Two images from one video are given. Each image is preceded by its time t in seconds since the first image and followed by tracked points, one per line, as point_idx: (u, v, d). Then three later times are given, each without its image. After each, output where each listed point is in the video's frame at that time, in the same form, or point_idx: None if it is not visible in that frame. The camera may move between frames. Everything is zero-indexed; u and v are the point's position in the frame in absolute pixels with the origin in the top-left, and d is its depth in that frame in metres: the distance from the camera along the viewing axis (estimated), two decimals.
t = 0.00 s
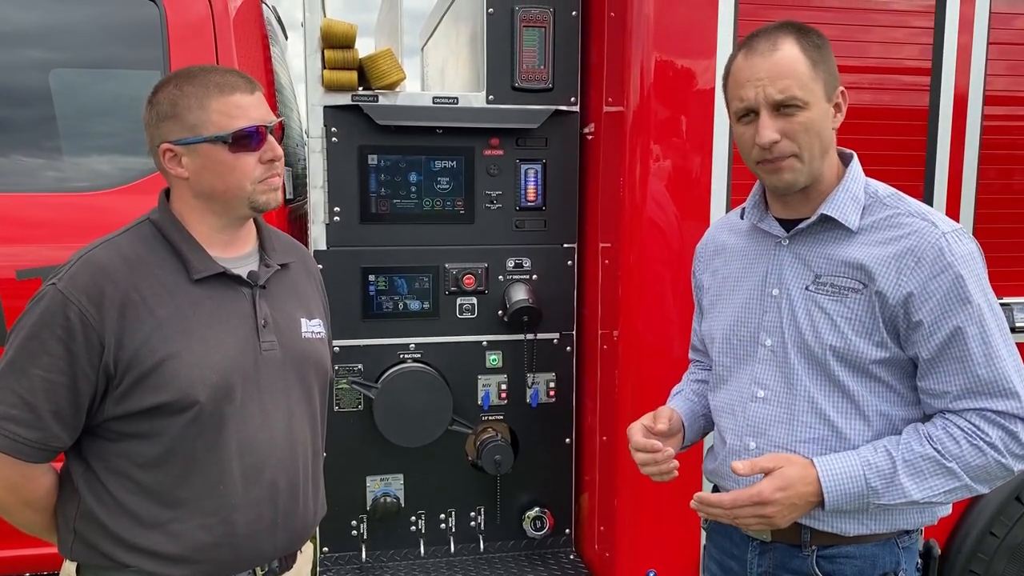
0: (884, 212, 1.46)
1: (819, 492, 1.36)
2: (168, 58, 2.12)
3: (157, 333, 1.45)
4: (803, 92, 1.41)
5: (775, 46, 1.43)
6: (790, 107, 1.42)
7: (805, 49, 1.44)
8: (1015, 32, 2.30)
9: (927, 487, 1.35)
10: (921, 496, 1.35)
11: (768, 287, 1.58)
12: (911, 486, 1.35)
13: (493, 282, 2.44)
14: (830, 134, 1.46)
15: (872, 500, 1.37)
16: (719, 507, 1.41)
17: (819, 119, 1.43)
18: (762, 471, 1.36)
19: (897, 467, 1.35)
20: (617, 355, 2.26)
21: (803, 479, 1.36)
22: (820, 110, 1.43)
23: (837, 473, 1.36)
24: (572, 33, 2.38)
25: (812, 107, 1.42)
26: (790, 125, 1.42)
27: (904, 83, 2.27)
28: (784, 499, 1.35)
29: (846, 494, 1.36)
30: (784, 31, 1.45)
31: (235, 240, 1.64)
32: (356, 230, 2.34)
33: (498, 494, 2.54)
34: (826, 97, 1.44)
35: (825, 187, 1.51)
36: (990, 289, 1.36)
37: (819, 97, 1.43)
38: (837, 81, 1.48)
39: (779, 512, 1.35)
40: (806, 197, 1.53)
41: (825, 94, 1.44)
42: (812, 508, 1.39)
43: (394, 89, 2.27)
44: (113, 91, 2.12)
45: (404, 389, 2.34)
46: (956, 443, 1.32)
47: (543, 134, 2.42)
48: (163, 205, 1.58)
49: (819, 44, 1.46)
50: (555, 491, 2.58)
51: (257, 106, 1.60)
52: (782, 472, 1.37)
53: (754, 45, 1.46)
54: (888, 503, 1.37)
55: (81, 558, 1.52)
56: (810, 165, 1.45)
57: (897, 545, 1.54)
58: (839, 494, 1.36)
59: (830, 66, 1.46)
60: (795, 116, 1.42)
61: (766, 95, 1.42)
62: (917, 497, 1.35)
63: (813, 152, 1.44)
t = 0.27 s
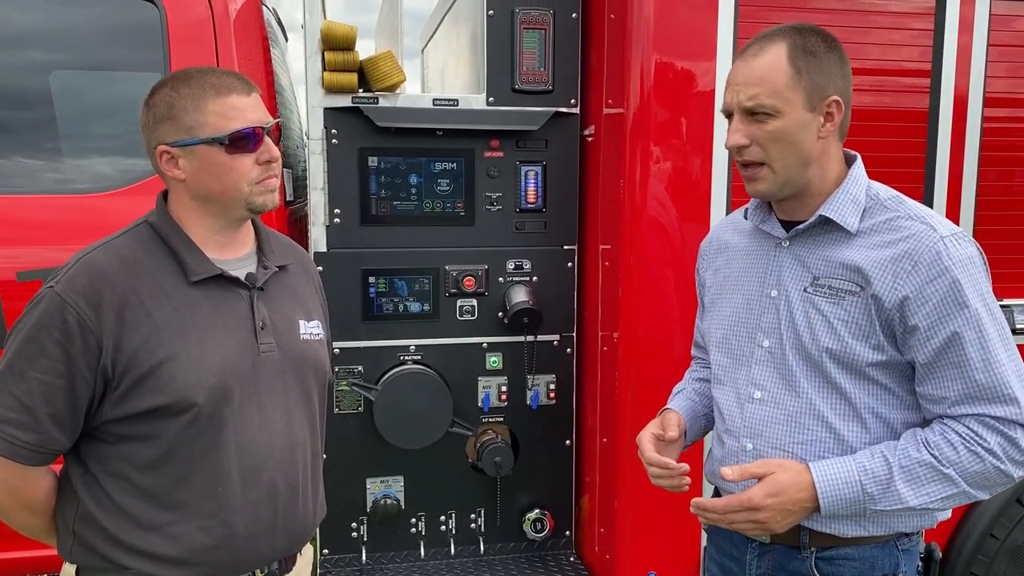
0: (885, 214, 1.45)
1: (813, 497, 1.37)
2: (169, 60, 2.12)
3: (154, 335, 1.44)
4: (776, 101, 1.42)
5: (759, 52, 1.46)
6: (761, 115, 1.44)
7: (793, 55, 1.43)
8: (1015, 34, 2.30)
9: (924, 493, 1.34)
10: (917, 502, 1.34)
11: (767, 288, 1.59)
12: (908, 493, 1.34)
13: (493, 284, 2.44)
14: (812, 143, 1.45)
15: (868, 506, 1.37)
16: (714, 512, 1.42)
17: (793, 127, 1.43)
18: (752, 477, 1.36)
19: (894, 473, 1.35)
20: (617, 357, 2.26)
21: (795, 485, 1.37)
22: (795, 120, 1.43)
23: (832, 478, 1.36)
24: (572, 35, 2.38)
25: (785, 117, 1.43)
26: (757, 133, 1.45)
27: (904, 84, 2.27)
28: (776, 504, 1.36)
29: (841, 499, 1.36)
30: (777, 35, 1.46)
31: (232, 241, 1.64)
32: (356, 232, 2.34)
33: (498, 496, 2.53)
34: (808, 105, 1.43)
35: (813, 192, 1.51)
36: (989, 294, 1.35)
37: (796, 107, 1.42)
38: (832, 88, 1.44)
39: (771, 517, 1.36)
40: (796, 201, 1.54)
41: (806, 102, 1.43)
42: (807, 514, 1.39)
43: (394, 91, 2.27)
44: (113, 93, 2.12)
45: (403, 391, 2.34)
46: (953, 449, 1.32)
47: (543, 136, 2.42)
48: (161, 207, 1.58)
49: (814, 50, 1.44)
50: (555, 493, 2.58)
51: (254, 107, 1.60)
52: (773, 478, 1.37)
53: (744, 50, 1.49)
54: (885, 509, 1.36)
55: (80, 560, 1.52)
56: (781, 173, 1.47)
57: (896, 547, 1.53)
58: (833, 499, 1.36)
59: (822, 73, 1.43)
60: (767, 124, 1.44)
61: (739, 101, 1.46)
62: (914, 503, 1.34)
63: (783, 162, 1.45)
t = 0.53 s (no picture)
0: (889, 219, 1.44)
1: (799, 501, 1.36)
2: (169, 62, 2.12)
3: (152, 338, 1.44)
4: (760, 103, 1.44)
5: (754, 52, 1.48)
6: (747, 117, 1.47)
7: (785, 57, 1.43)
8: (1015, 36, 2.30)
9: (913, 504, 1.33)
10: (905, 512, 1.33)
11: (770, 288, 1.60)
12: (897, 502, 1.33)
13: (493, 286, 2.44)
14: (799, 146, 1.44)
15: (855, 513, 1.36)
16: (697, 506, 1.41)
17: (776, 129, 1.44)
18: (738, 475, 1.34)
19: (882, 481, 1.34)
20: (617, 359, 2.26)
21: (782, 487, 1.36)
22: (778, 122, 1.44)
23: (820, 484, 1.36)
24: (572, 36, 2.38)
25: (769, 118, 1.44)
26: (743, 134, 1.48)
27: (904, 86, 2.27)
28: (760, 505, 1.35)
29: (827, 506, 1.36)
30: (774, 37, 1.46)
31: (230, 243, 1.65)
32: (356, 233, 2.34)
33: (498, 497, 2.53)
34: (793, 108, 1.43)
35: (812, 193, 1.51)
36: (992, 305, 1.33)
37: (780, 109, 1.43)
38: (824, 91, 1.42)
39: (754, 517, 1.35)
40: (799, 201, 1.55)
41: (791, 105, 1.43)
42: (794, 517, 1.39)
43: (394, 93, 2.27)
44: (113, 94, 2.12)
45: (403, 393, 2.34)
46: (944, 461, 1.30)
47: (543, 138, 2.42)
48: (158, 209, 1.58)
49: (807, 50, 1.42)
50: (555, 495, 2.58)
51: (251, 109, 1.60)
52: (761, 478, 1.36)
53: (745, 49, 1.51)
54: (873, 518, 1.35)
55: (79, 562, 1.51)
56: (768, 174, 1.49)
57: (893, 551, 1.53)
58: (820, 504, 1.36)
59: (812, 76, 1.41)
60: (753, 125, 1.47)
61: (729, 102, 1.50)
62: (902, 514, 1.33)
63: (769, 162, 1.47)
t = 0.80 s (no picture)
0: (898, 223, 1.43)
1: (782, 500, 1.37)
2: (168, 63, 2.12)
3: (151, 339, 1.44)
4: (777, 98, 1.45)
5: (775, 48, 1.48)
6: (764, 111, 1.47)
7: (805, 53, 1.43)
8: (1015, 37, 2.30)
9: (896, 511, 1.32)
10: (888, 519, 1.33)
11: (778, 288, 1.61)
12: (880, 508, 1.33)
13: (493, 287, 2.44)
14: (814, 143, 1.44)
15: (838, 517, 1.36)
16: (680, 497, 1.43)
17: (793, 125, 1.44)
18: (722, 468, 1.37)
19: (867, 486, 1.34)
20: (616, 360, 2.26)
21: (765, 484, 1.37)
22: (795, 118, 1.44)
23: (804, 485, 1.36)
24: (572, 37, 2.38)
25: (785, 114, 1.45)
26: (760, 129, 1.49)
27: (904, 87, 2.27)
28: (741, 499, 1.37)
29: (810, 507, 1.36)
30: (797, 32, 1.46)
31: (229, 245, 1.64)
32: (356, 234, 2.34)
33: (498, 499, 2.53)
34: (811, 104, 1.43)
35: (827, 191, 1.51)
36: (997, 315, 1.30)
37: (797, 104, 1.43)
38: (842, 89, 1.41)
39: (735, 512, 1.37)
40: (814, 200, 1.55)
41: (809, 101, 1.43)
42: (776, 518, 1.40)
43: (394, 94, 2.27)
44: (113, 95, 2.12)
45: (403, 394, 2.33)
46: (931, 470, 1.30)
47: (543, 139, 2.42)
48: (157, 210, 1.58)
49: (829, 48, 1.42)
50: (555, 496, 2.58)
51: (250, 111, 1.60)
52: (743, 473, 1.38)
53: (767, 44, 1.52)
54: (855, 523, 1.35)
55: (77, 563, 1.51)
56: (783, 169, 1.49)
57: (889, 559, 1.52)
58: (802, 505, 1.36)
59: (831, 73, 1.41)
60: (770, 120, 1.47)
61: (749, 95, 1.50)
62: (884, 519, 1.33)
63: (784, 158, 1.48)
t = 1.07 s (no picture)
0: (901, 224, 1.43)
1: (779, 499, 1.38)
2: (168, 64, 2.12)
3: (150, 340, 1.44)
4: (779, 99, 1.45)
5: (775, 50, 1.48)
6: (767, 113, 1.47)
7: (806, 53, 1.43)
8: (1015, 38, 2.30)
9: (891, 513, 1.32)
10: (882, 520, 1.33)
11: (782, 289, 1.61)
12: (874, 509, 1.33)
13: (493, 288, 2.44)
14: (819, 143, 1.44)
15: (834, 517, 1.36)
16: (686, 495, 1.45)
17: (796, 126, 1.45)
18: (720, 467, 1.39)
19: (862, 487, 1.34)
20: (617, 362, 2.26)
21: (762, 483, 1.39)
22: (798, 119, 1.44)
23: (799, 485, 1.37)
24: (572, 38, 2.38)
25: (789, 115, 1.45)
26: (763, 130, 1.49)
27: (904, 88, 2.27)
28: (738, 497, 1.39)
29: (805, 506, 1.37)
30: (797, 34, 1.46)
31: (229, 246, 1.64)
32: (356, 235, 2.34)
33: (498, 500, 2.53)
34: (813, 105, 1.43)
35: (833, 192, 1.51)
36: (998, 317, 1.29)
37: (800, 105, 1.44)
38: (844, 88, 1.41)
39: (733, 510, 1.39)
40: (819, 200, 1.55)
41: (811, 101, 1.43)
42: (773, 517, 1.41)
43: (394, 95, 2.27)
44: (113, 97, 2.12)
45: (403, 395, 2.33)
46: (926, 473, 1.30)
47: (543, 140, 2.42)
48: (157, 212, 1.58)
49: (828, 47, 1.42)
50: (555, 498, 2.57)
51: (251, 112, 1.60)
52: (740, 472, 1.40)
53: (768, 46, 1.52)
54: (851, 523, 1.36)
55: (76, 565, 1.51)
56: (788, 170, 1.49)
57: (889, 562, 1.51)
58: (798, 503, 1.37)
59: (833, 72, 1.41)
60: (773, 122, 1.47)
61: (751, 98, 1.51)
62: (879, 521, 1.33)
63: (789, 159, 1.48)
